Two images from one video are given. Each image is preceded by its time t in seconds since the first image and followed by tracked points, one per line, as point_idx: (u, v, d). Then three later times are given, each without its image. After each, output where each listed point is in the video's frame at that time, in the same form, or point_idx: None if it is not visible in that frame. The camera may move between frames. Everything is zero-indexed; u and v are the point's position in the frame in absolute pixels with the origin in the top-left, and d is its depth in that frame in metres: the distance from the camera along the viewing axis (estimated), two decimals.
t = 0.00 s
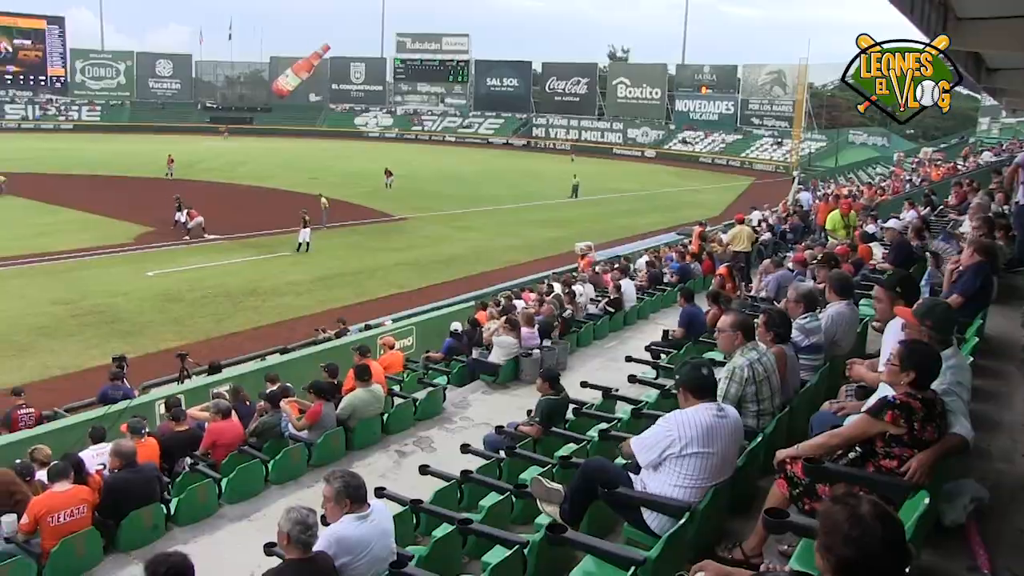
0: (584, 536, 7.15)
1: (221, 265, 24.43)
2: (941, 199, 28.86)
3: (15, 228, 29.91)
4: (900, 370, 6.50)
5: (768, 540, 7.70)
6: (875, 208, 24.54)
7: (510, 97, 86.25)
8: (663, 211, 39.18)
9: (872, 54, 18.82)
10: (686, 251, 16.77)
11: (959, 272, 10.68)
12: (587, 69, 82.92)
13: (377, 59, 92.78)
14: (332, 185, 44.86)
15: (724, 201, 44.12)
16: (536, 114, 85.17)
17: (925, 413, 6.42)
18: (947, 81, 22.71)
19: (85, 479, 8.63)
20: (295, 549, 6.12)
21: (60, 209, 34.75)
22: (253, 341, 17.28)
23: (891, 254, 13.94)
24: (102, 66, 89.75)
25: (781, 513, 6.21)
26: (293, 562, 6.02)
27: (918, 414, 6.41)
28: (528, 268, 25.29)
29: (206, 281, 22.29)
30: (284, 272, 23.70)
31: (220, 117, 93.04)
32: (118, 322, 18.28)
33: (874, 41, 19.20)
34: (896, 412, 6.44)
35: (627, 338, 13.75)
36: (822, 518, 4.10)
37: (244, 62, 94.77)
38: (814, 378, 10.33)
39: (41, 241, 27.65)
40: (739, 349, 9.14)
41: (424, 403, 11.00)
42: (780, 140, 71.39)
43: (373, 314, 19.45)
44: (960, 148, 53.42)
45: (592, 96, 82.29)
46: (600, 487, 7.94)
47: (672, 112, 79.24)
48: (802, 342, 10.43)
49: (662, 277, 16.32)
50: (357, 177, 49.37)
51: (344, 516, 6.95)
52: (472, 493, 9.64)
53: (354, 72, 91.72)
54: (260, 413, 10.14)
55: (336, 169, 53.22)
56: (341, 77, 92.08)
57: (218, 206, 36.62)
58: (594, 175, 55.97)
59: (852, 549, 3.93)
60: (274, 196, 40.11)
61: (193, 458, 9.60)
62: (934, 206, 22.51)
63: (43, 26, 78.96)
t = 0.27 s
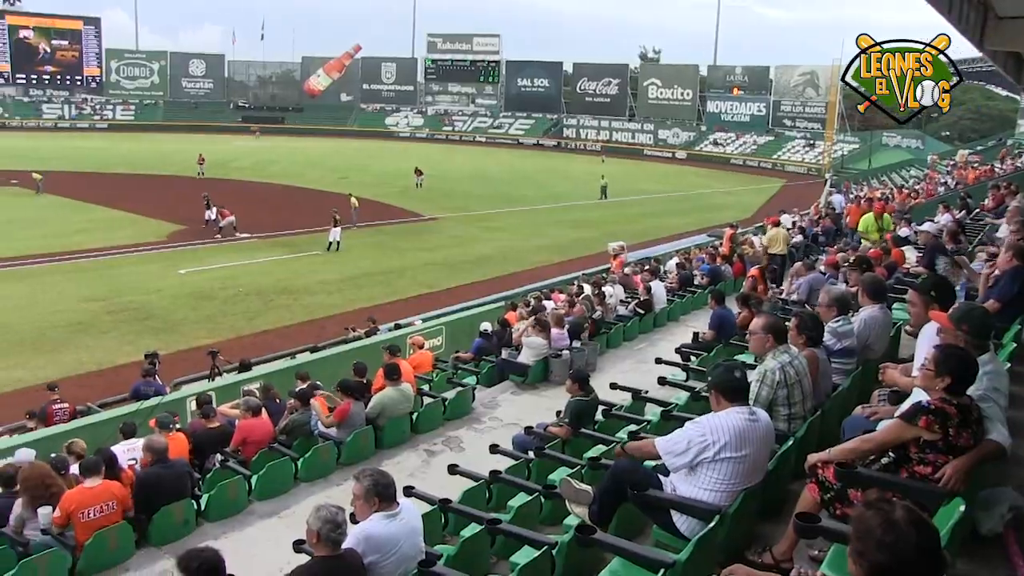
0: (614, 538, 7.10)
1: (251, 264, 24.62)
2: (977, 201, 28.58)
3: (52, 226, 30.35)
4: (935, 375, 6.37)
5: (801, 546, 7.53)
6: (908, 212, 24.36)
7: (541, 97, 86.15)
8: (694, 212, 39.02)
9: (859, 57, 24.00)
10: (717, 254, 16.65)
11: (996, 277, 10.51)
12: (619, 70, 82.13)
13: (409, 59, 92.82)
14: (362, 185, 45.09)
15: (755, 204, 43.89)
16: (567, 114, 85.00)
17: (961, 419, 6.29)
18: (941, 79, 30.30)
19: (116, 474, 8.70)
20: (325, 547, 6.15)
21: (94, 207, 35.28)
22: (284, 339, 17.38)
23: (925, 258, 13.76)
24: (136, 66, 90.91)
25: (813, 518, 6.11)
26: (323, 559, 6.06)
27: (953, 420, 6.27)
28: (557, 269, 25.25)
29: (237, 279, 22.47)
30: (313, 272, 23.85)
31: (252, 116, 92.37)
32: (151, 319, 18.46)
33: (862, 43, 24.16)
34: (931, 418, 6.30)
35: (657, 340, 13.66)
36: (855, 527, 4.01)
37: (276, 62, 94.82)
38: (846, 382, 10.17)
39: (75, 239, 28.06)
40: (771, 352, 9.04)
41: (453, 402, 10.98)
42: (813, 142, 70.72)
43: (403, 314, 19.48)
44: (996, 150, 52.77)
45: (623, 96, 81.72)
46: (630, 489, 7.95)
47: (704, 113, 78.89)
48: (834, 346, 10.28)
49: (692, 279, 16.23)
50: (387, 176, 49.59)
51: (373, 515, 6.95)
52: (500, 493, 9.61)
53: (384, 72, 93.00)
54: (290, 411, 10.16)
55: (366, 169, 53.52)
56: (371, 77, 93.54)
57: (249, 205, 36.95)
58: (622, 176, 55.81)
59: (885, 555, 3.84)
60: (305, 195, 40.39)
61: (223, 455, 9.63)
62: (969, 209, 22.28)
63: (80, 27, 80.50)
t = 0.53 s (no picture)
0: (641, 539, 7.04)
1: (280, 263, 24.76)
2: (1015, 204, 28.15)
3: (85, 224, 30.76)
4: (970, 380, 6.27)
5: (834, 552, 7.42)
6: (943, 215, 24.11)
7: (571, 98, 86.22)
8: (724, 214, 38.75)
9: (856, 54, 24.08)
10: (747, 256, 16.54)
11: None
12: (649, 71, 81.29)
13: (439, 59, 92.94)
14: (392, 185, 45.31)
15: (786, 206, 43.52)
16: (597, 115, 84.80)
17: (997, 425, 6.17)
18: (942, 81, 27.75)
19: (148, 470, 8.76)
20: (353, 546, 6.18)
21: (126, 205, 35.68)
22: (313, 338, 17.45)
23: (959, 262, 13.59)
24: (169, 66, 91.59)
25: (845, 523, 6.03)
26: (351, 559, 6.08)
27: (989, 426, 6.15)
28: (587, 270, 25.19)
29: (266, 278, 22.60)
30: (342, 271, 23.94)
31: (283, 115, 93.61)
32: (181, 317, 18.61)
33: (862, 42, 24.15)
34: (966, 424, 6.18)
35: (686, 342, 13.57)
36: (888, 532, 3.94)
37: (308, 62, 95.74)
38: (878, 386, 10.05)
39: (107, 236, 28.39)
40: (802, 355, 8.94)
41: (481, 403, 10.97)
42: (845, 144, 70.05)
43: (432, 314, 19.51)
44: None
45: (654, 98, 81.14)
46: (659, 491, 7.91)
47: (734, 114, 78.63)
48: (866, 350, 10.13)
49: (722, 281, 16.14)
50: (416, 176, 49.74)
51: (401, 514, 6.94)
52: (527, 494, 9.59)
53: (414, 72, 92.82)
54: (319, 409, 10.18)
55: (395, 169, 53.75)
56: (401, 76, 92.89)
57: (278, 204, 37.21)
58: (650, 177, 55.57)
59: (918, 563, 3.77)
60: (333, 195, 40.59)
61: (252, 453, 9.65)
62: (1006, 213, 21.99)
63: (113, 27, 81.36)
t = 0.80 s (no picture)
0: (669, 542, 6.96)
1: (307, 262, 24.87)
2: None
3: (115, 222, 31.06)
4: (1004, 387, 6.16)
5: (865, 558, 7.30)
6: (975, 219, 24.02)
7: (599, 99, 85.64)
8: (752, 216, 38.63)
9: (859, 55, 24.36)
10: (776, 258, 16.44)
11: None
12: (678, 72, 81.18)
13: (467, 60, 93.19)
14: (419, 185, 45.53)
15: (815, 208, 43.31)
16: (625, 117, 84.84)
17: None
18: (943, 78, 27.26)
19: (177, 467, 8.80)
20: (381, 545, 6.18)
21: (155, 203, 36.02)
22: (341, 337, 17.51)
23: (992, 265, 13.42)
24: (199, 66, 92.33)
25: (874, 529, 5.94)
26: (379, 559, 6.06)
27: None
28: (615, 271, 25.13)
29: (294, 278, 22.71)
30: (368, 270, 24.01)
31: (312, 115, 94.70)
32: (210, 315, 18.71)
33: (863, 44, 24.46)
34: (1000, 430, 6.04)
35: (714, 345, 13.47)
36: (921, 534, 3.89)
37: (336, 62, 95.98)
38: (909, 391, 9.90)
39: (137, 235, 28.66)
40: (832, 359, 8.81)
41: (508, 403, 10.95)
42: (874, 146, 69.70)
43: (460, 314, 19.55)
44: None
45: (682, 99, 80.87)
46: (687, 494, 7.85)
47: (763, 116, 78.48)
48: (896, 354, 9.99)
49: (750, 283, 16.03)
50: (444, 176, 49.90)
51: (428, 513, 6.92)
52: (555, 495, 9.58)
53: (443, 72, 92.66)
54: (346, 408, 10.18)
55: (422, 169, 53.96)
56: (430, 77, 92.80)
57: (306, 204, 37.43)
58: (677, 179, 55.44)
59: (952, 570, 3.72)
60: (360, 194, 40.75)
61: (280, 451, 9.64)
62: None
63: (146, 28, 82.20)
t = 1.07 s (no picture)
0: (697, 545, 6.93)
1: (334, 262, 25.00)
2: None
3: (144, 221, 31.37)
4: None
5: (894, 566, 7.16)
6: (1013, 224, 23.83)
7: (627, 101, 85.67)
8: (782, 219, 38.41)
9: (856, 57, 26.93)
10: (804, 261, 16.35)
11: None
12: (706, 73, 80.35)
13: (496, 61, 93.04)
14: (446, 185, 45.67)
15: (847, 211, 43.01)
16: (653, 119, 84.66)
17: None
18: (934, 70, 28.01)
19: (206, 465, 8.84)
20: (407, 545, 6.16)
21: (185, 203, 36.35)
22: (370, 336, 17.58)
23: None
24: (230, 67, 92.79)
25: (906, 536, 5.86)
26: (406, 557, 6.05)
27: None
28: (644, 273, 25.08)
29: (323, 277, 22.81)
30: (395, 270, 24.08)
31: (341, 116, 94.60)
32: (239, 314, 18.83)
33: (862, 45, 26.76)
34: None
35: (741, 348, 13.39)
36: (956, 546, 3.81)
37: (365, 63, 96.36)
38: (941, 397, 9.79)
39: (167, 234, 28.92)
40: (862, 362, 8.64)
41: (536, 404, 10.92)
42: (906, 149, 69.01)
43: (487, 314, 19.57)
44: None
45: (711, 100, 79.81)
46: (715, 497, 7.77)
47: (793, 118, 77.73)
48: (928, 358, 9.85)
49: (778, 286, 15.94)
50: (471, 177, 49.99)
51: (456, 513, 6.91)
52: (582, 497, 9.54)
53: (471, 73, 93.13)
54: (373, 408, 10.17)
55: (449, 170, 54.00)
56: (458, 77, 93.67)
57: (335, 204, 37.63)
58: (705, 181, 55.25)
59: None
60: (387, 195, 40.94)
61: (307, 450, 9.64)
62: None
63: (178, 29, 82.59)
